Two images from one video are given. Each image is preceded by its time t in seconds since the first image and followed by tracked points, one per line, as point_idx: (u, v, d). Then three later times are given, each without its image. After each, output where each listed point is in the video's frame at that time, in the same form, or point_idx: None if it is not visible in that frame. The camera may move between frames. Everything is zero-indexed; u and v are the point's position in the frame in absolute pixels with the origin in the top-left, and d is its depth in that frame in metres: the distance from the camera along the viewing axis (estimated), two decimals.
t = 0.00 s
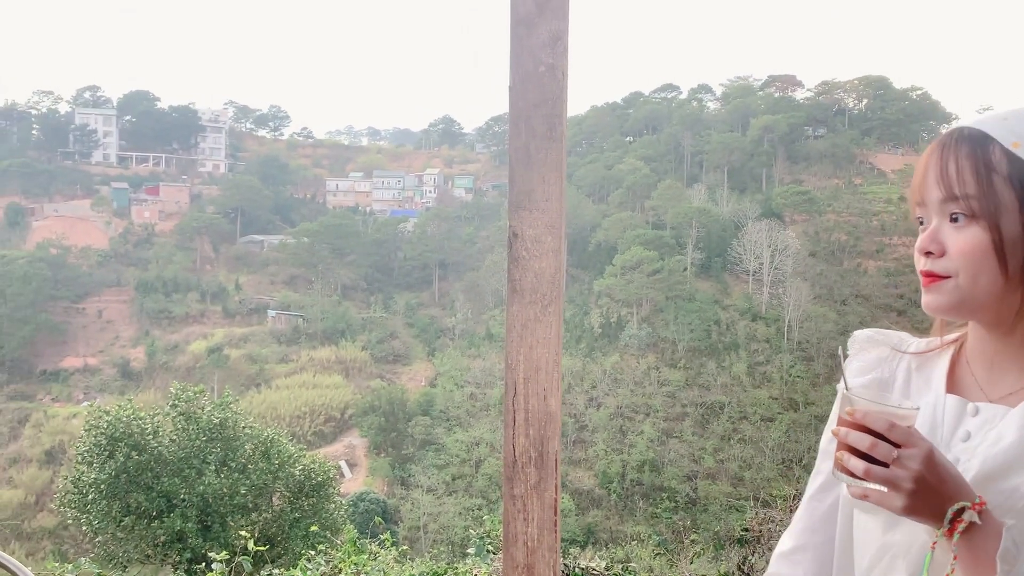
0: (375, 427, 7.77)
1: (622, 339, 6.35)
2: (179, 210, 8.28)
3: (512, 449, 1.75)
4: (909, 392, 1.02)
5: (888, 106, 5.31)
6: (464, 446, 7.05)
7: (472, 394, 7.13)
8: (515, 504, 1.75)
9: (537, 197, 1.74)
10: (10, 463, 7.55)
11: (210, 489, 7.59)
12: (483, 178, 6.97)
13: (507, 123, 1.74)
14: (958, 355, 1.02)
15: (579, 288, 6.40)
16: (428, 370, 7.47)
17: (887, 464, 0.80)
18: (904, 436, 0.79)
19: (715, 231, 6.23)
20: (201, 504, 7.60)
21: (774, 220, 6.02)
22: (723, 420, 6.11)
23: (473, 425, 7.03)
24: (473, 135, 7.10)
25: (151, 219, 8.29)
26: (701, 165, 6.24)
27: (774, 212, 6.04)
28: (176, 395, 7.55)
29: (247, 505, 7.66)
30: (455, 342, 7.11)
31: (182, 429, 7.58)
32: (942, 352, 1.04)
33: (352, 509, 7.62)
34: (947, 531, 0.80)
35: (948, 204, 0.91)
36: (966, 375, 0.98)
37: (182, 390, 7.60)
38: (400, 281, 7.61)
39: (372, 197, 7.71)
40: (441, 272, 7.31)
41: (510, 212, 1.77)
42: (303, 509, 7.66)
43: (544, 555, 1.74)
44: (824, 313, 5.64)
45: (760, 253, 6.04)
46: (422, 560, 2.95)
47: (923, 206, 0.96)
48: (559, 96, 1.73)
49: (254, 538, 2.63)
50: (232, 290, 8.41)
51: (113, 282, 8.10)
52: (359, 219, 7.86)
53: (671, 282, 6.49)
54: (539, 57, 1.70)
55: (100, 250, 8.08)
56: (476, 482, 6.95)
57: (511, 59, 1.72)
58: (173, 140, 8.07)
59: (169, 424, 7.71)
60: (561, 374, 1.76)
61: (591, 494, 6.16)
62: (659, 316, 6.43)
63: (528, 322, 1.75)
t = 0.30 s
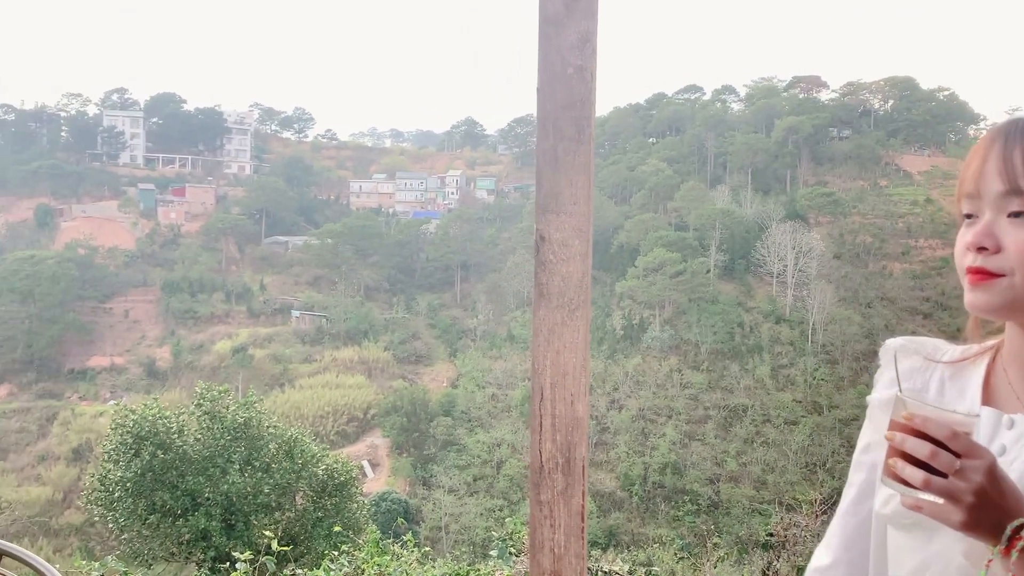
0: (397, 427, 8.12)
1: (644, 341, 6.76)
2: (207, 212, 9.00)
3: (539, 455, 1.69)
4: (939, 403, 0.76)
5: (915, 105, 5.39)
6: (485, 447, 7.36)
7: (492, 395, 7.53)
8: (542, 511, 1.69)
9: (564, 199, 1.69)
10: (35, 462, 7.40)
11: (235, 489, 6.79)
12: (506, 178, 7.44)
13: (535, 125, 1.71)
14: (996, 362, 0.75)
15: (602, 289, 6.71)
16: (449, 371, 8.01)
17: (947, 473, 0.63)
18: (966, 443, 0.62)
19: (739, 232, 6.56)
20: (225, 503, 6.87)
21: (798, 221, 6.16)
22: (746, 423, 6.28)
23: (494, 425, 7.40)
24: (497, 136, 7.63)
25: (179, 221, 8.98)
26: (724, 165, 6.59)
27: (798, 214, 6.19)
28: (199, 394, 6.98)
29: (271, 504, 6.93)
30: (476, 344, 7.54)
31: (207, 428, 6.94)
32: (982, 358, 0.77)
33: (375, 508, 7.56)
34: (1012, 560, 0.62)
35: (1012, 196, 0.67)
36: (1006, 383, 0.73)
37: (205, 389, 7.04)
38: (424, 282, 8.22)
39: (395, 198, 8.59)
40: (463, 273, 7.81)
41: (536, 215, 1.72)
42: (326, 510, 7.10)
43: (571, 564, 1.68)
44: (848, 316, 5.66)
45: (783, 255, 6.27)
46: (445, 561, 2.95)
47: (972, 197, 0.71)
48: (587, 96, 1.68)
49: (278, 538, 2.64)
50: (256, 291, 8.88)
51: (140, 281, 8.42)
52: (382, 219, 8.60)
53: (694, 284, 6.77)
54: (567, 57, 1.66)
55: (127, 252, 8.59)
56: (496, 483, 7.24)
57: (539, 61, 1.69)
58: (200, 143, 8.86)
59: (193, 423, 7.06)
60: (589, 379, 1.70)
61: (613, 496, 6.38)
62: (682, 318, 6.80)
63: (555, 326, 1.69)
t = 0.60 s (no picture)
0: (421, 426, 9.18)
1: (669, 342, 7.70)
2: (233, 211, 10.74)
3: (570, 460, 1.67)
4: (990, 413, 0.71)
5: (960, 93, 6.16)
6: (508, 447, 8.37)
7: (517, 394, 8.63)
8: (573, 517, 1.68)
9: (595, 202, 1.66)
10: (67, 459, 8.98)
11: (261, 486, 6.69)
12: (531, 179, 8.90)
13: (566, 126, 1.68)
14: None
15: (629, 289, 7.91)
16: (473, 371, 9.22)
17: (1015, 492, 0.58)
18: None
19: (767, 232, 7.39)
20: (252, 500, 6.78)
21: (828, 221, 6.97)
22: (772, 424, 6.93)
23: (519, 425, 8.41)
24: (522, 138, 9.13)
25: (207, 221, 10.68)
26: (752, 164, 7.64)
27: (828, 214, 6.99)
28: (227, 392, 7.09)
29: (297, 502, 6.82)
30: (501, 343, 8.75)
31: (234, 427, 6.98)
32: None
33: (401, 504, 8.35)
34: None
35: None
36: None
37: (233, 387, 7.15)
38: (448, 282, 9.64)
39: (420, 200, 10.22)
40: (487, 273, 9.20)
41: (568, 217, 1.69)
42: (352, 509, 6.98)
43: (603, 568, 1.67)
44: (878, 317, 6.35)
45: (812, 256, 6.95)
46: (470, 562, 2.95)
47: None
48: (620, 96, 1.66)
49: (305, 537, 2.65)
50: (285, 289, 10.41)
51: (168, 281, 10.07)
52: (406, 220, 10.24)
53: (722, 285, 7.65)
54: (599, 58, 1.64)
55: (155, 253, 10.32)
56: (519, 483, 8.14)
57: (571, 61, 1.67)
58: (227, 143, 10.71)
59: (222, 422, 7.08)
60: (620, 383, 1.67)
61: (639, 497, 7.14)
62: (709, 319, 7.66)
63: (586, 330, 1.66)
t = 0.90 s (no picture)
0: (446, 424, 10.89)
1: (694, 340, 9.50)
2: (261, 209, 14.54)
3: (600, 463, 1.52)
4: None
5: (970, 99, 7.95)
6: (531, 444, 9.93)
7: (540, 392, 10.52)
8: (603, 521, 1.52)
9: (626, 200, 1.51)
10: (97, 453, 10.69)
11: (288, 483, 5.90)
12: (556, 175, 11.95)
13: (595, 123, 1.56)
14: None
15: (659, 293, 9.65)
16: (497, 369, 11.73)
17: None
18: None
19: (795, 232, 9.45)
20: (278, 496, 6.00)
21: (857, 220, 8.83)
22: (799, 425, 8.35)
23: (545, 422, 10.18)
24: (545, 138, 12.31)
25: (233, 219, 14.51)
26: (779, 165, 9.93)
27: (855, 213, 8.87)
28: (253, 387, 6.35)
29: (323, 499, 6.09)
30: (527, 342, 11.24)
31: (261, 423, 6.26)
32: None
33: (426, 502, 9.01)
34: None
35: None
36: None
37: (260, 382, 6.40)
38: (474, 280, 12.74)
39: (442, 197, 14.24)
40: (514, 273, 12.22)
41: (596, 216, 1.55)
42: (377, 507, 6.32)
43: None
44: (904, 317, 7.75)
45: (840, 254, 8.78)
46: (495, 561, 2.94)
47: None
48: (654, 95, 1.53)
49: (331, 535, 2.65)
50: (312, 287, 13.67)
51: (201, 278, 13.33)
52: (433, 221, 13.39)
53: (751, 282, 9.59)
54: (632, 53, 1.52)
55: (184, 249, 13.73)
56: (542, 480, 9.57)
57: (602, 58, 1.56)
58: (256, 142, 15.09)
59: (248, 418, 6.34)
60: (652, 388, 1.52)
61: (665, 496, 8.45)
62: (737, 317, 9.54)
63: (615, 332, 1.51)
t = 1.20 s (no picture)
0: (470, 419, 11.41)
1: (722, 337, 10.55)
2: (286, 203, 18.80)
3: (632, 461, 1.41)
4: None
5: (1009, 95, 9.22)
6: (556, 440, 10.14)
7: (564, 387, 11.15)
8: (634, 523, 1.40)
9: (661, 195, 1.43)
10: (127, 445, 11.49)
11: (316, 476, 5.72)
12: (583, 171, 16.67)
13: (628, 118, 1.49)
14: None
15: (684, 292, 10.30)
16: (521, 364, 13.06)
17: None
18: None
19: (823, 227, 10.83)
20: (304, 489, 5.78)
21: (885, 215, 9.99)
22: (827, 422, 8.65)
23: (568, 418, 10.51)
24: (574, 140, 17.37)
25: (263, 213, 18.36)
26: (805, 158, 11.92)
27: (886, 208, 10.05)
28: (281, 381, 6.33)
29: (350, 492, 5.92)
30: (552, 339, 12.65)
31: (288, 418, 6.13)
32: None
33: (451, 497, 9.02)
34: None
35: None
36: None
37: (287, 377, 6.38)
38: (499, 275, 15.30)
39: (466, 192, 19.17)
40: (539, 269, 14.71)
41: (629, 214, 1.48)
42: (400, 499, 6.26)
43: None
44: (937, 309, 8.43)
45: (868, 249, 9.87)
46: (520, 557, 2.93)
47: None
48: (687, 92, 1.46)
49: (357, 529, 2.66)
50: (338, 284, 16.06)
51: (227, 274, 16.07)
52: (457, 220, 15.61)
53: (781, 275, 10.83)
54: (665, 45, 1.45)
55: (214, 244, 16.72)
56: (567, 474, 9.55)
57: (634, 52, 1.49)
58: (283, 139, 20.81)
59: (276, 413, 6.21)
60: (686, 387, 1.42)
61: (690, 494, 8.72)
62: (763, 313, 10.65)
63: (649, 329, 1.42)
